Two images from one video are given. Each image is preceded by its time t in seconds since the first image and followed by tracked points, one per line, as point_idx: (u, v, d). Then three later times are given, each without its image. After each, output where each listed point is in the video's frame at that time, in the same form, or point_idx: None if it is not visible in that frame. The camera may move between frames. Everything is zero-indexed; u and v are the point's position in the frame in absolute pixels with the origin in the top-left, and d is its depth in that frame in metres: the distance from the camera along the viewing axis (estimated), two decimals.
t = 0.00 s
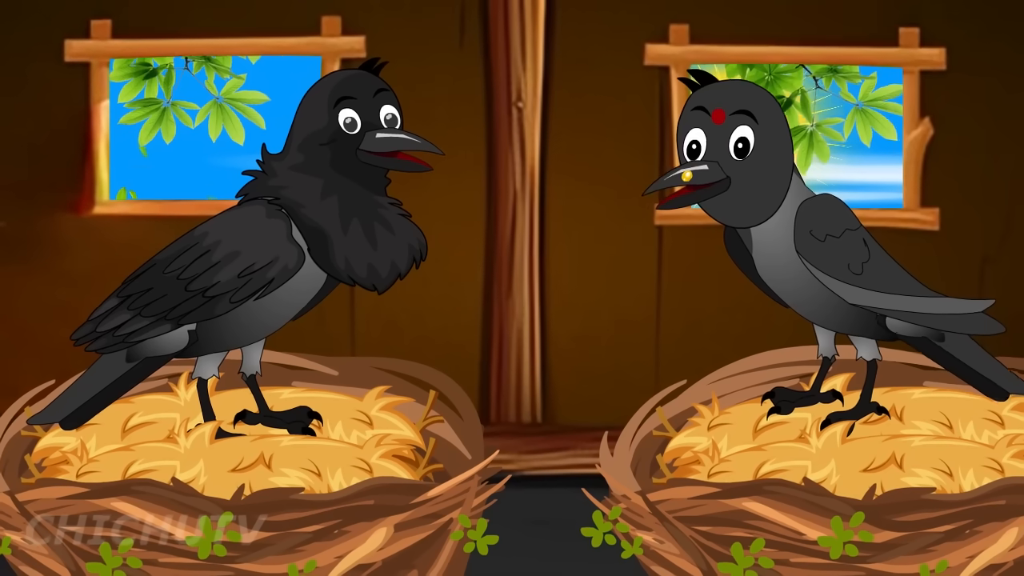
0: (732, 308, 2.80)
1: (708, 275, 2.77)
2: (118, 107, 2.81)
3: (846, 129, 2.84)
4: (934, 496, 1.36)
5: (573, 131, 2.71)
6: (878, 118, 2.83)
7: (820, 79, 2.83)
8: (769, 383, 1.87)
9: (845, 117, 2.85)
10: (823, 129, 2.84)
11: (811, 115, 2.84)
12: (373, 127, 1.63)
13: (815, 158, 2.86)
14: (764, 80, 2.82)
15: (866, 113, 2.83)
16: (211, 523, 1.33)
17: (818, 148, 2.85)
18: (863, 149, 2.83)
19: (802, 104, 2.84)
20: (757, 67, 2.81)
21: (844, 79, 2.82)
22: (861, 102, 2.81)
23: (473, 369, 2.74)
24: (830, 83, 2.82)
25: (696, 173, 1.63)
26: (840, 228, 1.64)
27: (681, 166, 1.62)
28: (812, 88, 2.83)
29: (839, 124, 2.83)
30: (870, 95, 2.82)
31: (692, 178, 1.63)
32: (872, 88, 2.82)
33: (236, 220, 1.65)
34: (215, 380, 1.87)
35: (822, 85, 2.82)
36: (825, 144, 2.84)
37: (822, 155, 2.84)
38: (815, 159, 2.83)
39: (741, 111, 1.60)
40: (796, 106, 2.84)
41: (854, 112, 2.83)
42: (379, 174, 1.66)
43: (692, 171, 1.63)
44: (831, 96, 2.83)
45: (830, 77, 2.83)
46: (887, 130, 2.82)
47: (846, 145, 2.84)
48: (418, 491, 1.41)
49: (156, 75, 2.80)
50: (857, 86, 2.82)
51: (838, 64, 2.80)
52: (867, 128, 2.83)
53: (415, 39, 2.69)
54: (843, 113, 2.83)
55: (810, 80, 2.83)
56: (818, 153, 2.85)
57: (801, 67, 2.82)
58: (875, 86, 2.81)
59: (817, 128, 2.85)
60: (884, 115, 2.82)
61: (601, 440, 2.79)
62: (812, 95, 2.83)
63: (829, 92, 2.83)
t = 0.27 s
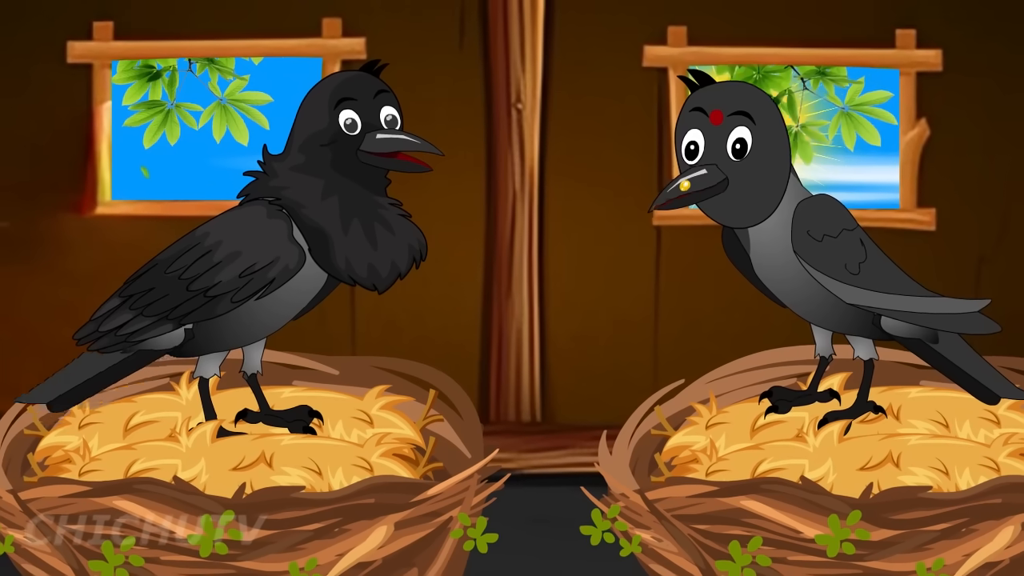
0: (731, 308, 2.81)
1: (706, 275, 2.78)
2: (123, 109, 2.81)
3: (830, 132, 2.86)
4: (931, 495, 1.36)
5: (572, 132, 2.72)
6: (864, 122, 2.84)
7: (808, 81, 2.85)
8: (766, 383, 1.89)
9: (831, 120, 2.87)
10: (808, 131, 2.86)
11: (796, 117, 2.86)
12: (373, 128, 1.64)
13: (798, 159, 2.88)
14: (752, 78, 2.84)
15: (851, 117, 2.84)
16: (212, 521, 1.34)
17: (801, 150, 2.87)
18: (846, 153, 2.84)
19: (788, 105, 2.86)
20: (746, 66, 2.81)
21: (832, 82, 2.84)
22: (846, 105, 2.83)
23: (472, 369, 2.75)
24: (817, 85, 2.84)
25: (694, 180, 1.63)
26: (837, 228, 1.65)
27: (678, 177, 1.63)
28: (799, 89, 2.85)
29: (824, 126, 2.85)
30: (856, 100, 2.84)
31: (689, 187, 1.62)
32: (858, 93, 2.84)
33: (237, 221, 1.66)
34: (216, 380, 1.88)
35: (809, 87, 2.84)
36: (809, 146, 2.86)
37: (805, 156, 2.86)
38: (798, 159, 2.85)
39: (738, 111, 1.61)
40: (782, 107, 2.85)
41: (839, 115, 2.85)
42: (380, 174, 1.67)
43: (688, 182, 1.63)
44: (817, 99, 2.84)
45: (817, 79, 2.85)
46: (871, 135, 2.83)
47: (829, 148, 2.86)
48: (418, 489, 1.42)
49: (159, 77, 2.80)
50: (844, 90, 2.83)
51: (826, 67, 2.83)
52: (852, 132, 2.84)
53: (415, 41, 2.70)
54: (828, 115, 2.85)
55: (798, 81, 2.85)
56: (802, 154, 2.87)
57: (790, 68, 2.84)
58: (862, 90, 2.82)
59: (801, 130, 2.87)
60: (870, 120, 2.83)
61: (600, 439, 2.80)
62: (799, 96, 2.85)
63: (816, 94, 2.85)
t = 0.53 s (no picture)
0: (729, 308, 2.82)
1: (705, 275, 2.79)
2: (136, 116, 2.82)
3: (815, 134, 2.85)
4: (928, 493, 1.37)
5: (571, 134, 2.73)
6: (848, 127, 2.84)
7: (796, 82, 2.84)
8: (763, 382, 1.90)
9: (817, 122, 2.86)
10: (794, 133, 2.85)
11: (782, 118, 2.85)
12: (374, 129, 1.65)
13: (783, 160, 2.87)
14: (741, 77, 2.83)
15: (837, 120, 2.84)
16: (213, 520, 1.35)
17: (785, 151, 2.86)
18: (830, 156, 2.84)
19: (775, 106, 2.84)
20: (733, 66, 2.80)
21: (821, 85, 2.83)
22: (833, 109, 2.82)
23: (472, 368, 2.77)
24: (805, 87, 2.83)
25: (692, 175, 1.64)
26: (835, 228, 1.66)
27: (677, 170, 1.65)
28: (787, 90, 2.83)
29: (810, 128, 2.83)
30: (843, 104, 2.84)
31: (688, 181, 1.64)
32: (845, 97, 2.83)
33: (239, 221, 1.67)
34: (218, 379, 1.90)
35: (798, 89, 2.83)
36: (795, 147, 2.85)
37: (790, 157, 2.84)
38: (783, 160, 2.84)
39: (737, 113, 1.62)
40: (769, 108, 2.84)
41: (824, 118, 2.84)
42: (380, 175, 1.68)
43: (687, 175, 1.65)
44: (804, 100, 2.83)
45: (806, 82, 2.84)
46: (855, 140, 2.84)
47: (813, 150, 2.85)
48: (418, 488, 1.43)
49: (170, 83, 2.80)
50: (832, 93, 2.83)
51: (815, 69, 2.81)
52: (836, 136, 2.84)
53: (415, 43, 2.71)
54: (814, 117, 2.84)
55: (786, 82, 2.83)
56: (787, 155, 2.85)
57: (779, 68, 2.82)
58: (849, 95, 2.82)
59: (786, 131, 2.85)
60: (855, 125, 2.83)
61: (599, 438, 2.81)
62: (786, 98, 2.84)
63: (803, 97, 2.83)
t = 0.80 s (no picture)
0: (728, 308, 2.83)
1: (703, 275, 2.80)
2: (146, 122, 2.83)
3: (801, 135, 2.86)
4: (924, 492, 1.38)
5: (570, 135, 2.75)
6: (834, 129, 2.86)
7: (785, 83, 2.85)
8: (760, 382, 1.90)
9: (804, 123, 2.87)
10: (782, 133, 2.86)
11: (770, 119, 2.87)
12: (374, 130, 1.66)
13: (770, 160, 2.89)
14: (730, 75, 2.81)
15: (823, 123, 2.85)
16: (214, 518, 1.36)
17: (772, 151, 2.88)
18: (815, 157, 2.86)
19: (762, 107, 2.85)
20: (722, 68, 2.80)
21: (809, 87, 2.84)
22: (820, 111, 2.83)
23: (472, 367, 2.78)
24: (794, 89, 2.84)
25: (689, 175, 1.66)
26: (832, 228, 1.67)
27: (674, 169, 1.67)
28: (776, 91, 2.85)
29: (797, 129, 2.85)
30: (830, 107, 2.85)
31: (685, 180, 1.66)
32: (833, 100, 2.84)
33: (241, 221, 1.68)
34: (218, 378, 1.91)
35: (786, 90, 2.84)
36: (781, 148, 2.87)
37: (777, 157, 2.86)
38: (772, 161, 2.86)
39: (734, 113, 1.64)
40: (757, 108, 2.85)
41: (811, 119, 2.85)
42: (380, 176, 1.69)
43: (685, 174, 1.67)
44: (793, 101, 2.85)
45: (795, 83, 2.85)
46: (840, 143, 2.84)
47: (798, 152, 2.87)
48: (418, 486, 1.45)
49: (179, 87, 2.81)
50: (820, 96, 2.84)
51: (804, 70, 2.82)
52: (822, 138, 2.85)
53: (415, 44, 2.72)
54: (801, 119, 2.85)
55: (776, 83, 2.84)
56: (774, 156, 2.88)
57: (769, 68, 2.82)
58: (837, 98, 2.83)
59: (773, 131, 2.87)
60: (840, 128, 2.84)
61: (598, 437, 2.83)
62: (774, 99, 2.85)
63: (791, 98, 2.84)
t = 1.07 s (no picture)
0: (726, 307, 2.84)
1: (701, 276, 2.81)
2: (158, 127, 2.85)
3: (809, 136, 2.89)
4: (921, 491, 1.39)
5: (569, 135, 2.76)
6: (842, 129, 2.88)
7: (790, 85, 2.88)
8: (758, 381, 1.92)
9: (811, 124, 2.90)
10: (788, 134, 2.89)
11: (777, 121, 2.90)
12: (375, 131, 1.67)
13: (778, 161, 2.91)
14: (736, 79, 2.85)
15: (830, 123, 2.87)
16: (215, 516, 1.37)
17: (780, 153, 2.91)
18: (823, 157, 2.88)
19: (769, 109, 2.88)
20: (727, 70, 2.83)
21: (815, 88, 2.86)
22: (826, 112, 2.86)
23: (471, 367, 2.79)
24: (800, 90, 2.86)
25: (688, 184, 1.66)
26: (829, 229, 1.68)
27: (672, 180, 1.67)
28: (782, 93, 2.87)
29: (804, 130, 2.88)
30: (836, 106, 2.86)
31: (684, 190, 1.66)
32: (839, 100, 2.86)
33: (242, 222, 1.69)
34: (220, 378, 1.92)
35: (792, 92, 2.86)
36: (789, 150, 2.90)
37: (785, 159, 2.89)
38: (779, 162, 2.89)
39: (732, 115, 1.65)
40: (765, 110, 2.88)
41: (818, 120, 2.88)
42: (381, 177, 1.70)
43: (683, 183, 1.67)
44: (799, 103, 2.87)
45: (800, 84, 2.87)
46: (848, 142, 2.86)
47: (807, 152, 2.90)
48: (418, 485, 1.46)
49: (190, 91, 2.84)
50: (826, 96, 2.86)
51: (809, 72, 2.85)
52: (830, 138, 2.88)
53: (415, 46, 2.74)
54: (809, 120, 2.88)
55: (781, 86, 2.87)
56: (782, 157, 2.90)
57: (774, 71, 2.85)
58: (843, 98, 2.85)
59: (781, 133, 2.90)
60: (848, 127, 2.86)
61: (596, 436, 2.84)
62: (781, 101, 2.87)
63: (797, 99, 2.87)
